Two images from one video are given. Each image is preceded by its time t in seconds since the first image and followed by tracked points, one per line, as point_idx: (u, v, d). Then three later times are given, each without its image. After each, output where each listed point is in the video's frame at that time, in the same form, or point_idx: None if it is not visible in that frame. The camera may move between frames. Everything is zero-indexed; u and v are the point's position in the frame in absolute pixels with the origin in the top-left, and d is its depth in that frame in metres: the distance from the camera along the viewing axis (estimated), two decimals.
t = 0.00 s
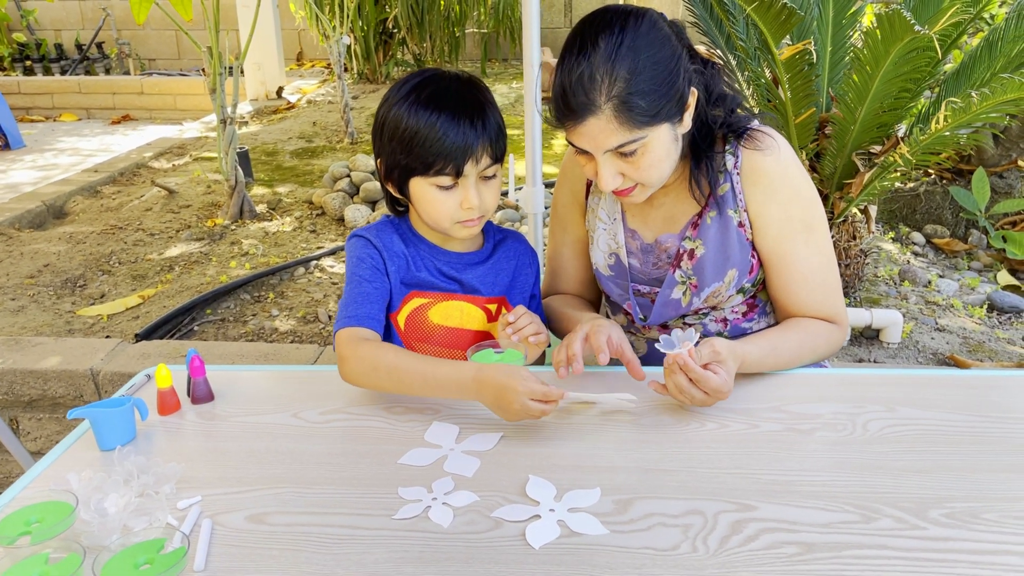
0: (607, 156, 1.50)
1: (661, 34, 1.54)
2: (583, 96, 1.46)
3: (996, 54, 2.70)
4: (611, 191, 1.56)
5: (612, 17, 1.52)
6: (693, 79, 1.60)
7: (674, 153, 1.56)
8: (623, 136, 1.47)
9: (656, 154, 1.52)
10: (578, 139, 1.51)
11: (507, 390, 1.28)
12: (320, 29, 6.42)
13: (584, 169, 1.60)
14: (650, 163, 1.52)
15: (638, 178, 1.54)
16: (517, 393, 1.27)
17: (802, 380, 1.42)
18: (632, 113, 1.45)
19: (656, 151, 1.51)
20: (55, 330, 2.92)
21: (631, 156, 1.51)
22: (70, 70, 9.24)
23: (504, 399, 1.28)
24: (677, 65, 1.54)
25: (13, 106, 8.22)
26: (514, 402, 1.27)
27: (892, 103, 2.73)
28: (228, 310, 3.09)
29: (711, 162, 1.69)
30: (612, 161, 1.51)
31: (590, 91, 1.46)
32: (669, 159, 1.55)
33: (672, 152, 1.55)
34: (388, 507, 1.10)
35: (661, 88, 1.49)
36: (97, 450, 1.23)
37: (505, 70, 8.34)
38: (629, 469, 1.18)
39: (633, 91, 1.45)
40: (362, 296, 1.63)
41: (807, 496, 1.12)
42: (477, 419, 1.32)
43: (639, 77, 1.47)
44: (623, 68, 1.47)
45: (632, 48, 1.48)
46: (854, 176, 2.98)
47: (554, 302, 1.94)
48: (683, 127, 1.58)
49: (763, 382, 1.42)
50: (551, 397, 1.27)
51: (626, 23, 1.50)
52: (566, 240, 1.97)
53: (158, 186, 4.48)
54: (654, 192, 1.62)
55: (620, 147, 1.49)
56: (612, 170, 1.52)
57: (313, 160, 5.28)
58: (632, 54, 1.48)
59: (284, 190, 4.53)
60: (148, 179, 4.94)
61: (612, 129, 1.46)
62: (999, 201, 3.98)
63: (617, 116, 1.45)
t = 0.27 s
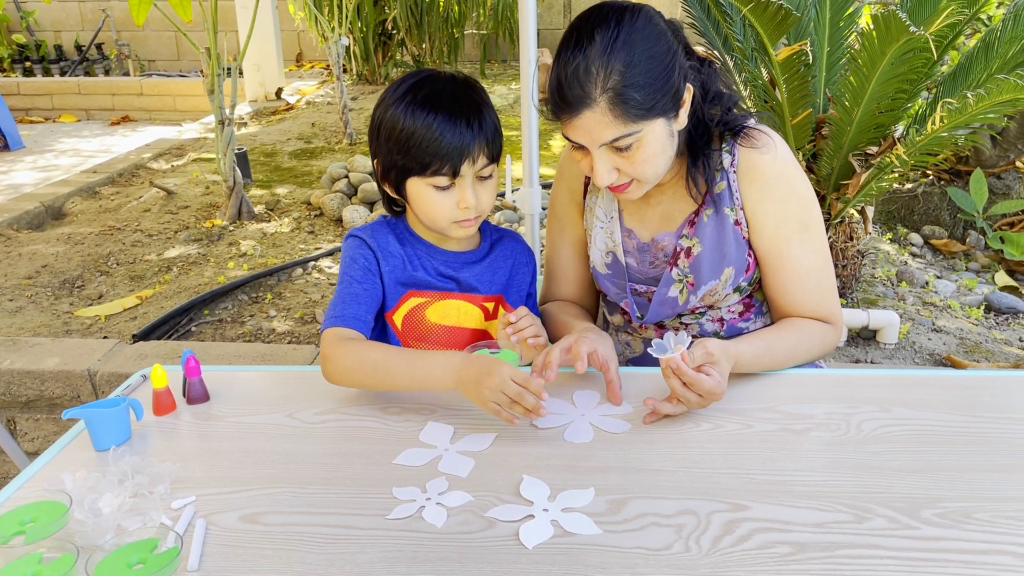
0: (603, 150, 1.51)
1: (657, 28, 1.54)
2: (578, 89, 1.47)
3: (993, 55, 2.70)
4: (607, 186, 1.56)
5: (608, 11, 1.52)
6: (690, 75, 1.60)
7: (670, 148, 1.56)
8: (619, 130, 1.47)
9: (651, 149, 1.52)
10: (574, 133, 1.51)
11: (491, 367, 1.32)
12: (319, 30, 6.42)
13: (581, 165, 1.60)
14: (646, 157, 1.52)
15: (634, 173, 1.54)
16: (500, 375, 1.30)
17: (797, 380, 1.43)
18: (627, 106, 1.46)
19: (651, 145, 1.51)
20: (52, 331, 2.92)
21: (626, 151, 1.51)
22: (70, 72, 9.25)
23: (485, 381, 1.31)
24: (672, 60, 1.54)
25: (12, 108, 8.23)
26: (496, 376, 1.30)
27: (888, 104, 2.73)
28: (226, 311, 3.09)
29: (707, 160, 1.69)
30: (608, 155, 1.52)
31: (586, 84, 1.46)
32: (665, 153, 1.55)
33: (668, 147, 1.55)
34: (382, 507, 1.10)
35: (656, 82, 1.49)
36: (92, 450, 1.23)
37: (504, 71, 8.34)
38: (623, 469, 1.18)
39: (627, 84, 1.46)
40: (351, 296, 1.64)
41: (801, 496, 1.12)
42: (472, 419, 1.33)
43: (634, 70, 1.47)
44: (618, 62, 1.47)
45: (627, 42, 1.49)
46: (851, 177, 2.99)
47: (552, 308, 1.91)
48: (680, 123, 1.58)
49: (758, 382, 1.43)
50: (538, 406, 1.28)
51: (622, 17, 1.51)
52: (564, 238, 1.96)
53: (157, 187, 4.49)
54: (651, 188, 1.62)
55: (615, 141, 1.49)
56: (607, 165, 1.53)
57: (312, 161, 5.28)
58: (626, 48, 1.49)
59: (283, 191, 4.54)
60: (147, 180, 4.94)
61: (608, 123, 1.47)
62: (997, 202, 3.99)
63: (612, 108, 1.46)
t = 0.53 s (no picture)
0: (600, 150, 1.51)
1: (652, 28, 1.54)
2: (574, 90, 1.47)
3: (991, 56, 2.71)
4: (605, 185, 1.57)
5: (606, 11, 1.52)
6: (685, 73, 1.61)
7: (666, 149, 1.56)
8: (615, 130, 1.48)
9: (648, 148, 1.52)
10: (570, 133, 1.52)
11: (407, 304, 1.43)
12: (319, 31, 6.43)
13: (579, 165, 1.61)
14: (642, 157, 1.52)
15: (631, 172, 1.55)
16: (415, 304, 1.41)
17: (794, 380, 1.43)
18: (623, 106, 1.46)
19: (648, 144, 1.52)
20: (51, 332, 2.92)
21: (623, 151, 1.51)
22: (69, 73, 9.25)
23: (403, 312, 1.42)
24: (667, 60, 1.54)
25: (11, 109, 8.23)
26: (411, 307, 1.41)
27: (886, 105, 2.73)
28: (225, 312, 3.09)
29: (703, 158, 1.71)
30: (605, 155, 1.52)
31: (581, 85, 1.47)
32: (662, 152, 1.55)
33: (665, 146, 1.55)
34: (379, 508, 1.10)
35: (653, 82, 1.49)
36: (89, 451, 1.23)
37: (503, 72, 8.35)
38: (619, 469, 1.19)
39: (623, 85, 1.46)
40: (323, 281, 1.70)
41: (797, 496, 1.12)
42: (469, 420, 1.33)
43: (630, 71, 1.47)
44: (614, 62, 1.47)
45: (623, 42, 1.49)
46: (849, 178, 2.99)
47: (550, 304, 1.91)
48: (676, 122, 1.58)
49: (755, 382, 1.43)
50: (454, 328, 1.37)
51: (617, 18, 1.51)
52: (562, 238, 1.97)
53: (156, 188, 4.49)
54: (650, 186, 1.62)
55: (611, 141, 1.49)
56: (605, 165, 1.53)
57: (311, 162, 5.29)
58: (622, 48, 1.49)
59: (282, 192, 4.54)
60: (146, 181, 4.94)
61: (604, 123, 1.47)
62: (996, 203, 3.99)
63: (608, 109, 1.46)
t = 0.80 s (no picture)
0: (594, 147, 1.51)
1: (647, 26, 1.54)
2: (568, 88, 1.47)
3: (989, 56, 2.71)
4: (600, 182, 1.57)
5: (600, 10, 1.53)
6: (680, 71, 1.60)
7: (662, 146, 1.56)
8: (609, 127, 1.48)
9: (642, 145, 1.52)
10: (565, 130, 1.52)
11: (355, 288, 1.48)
12: (318, 31, 6.43)
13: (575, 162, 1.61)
14: (637, 154, 1.52)
15: (626, 169, 1.55)
16: (366, 287, 1.46)
17: (792, 380, 1.43)
18: (617, 104, 1.46)
19: (642, 141, 1.52)
20: (49, 332, 2.92)
21: (617, 148, 1.52)
22: (68, 74, 9.24)
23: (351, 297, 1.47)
24: (661, 57, 1.54)
25: (11, 109, 8.23)
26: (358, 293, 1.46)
27: (884, 105, 2.74)
28: (223, 312, 3.09)
29: (700, 155, 1.70)
30: (600, 152, 1.52)
31: (575, 82, 1.47)
32: (656, 149, 1.55)
33: (659, 143, 1.55)
34: (376, 507, 1.10)
35: (647, 80, 1.49)
36: (86, 451, 1.23)
37: (503, 73, 8.35)
38: (616, 469, 1.19)
39: (617, 82, 1.46)
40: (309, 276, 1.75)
41: (794, 496, 1.12)
42: (466, 420, 1.33)
43: (624, 68, 1.47)
44: (608, 60, 1.47)
45: (617, 39, 1.49)
46: (847, 178, 2.99)
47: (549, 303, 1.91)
48: (671, 119, 1.58)
49: (753, 382, 1.43)
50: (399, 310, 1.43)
51: (611, 16, 1.51)
52: (559, 236, 1.96)
53: (154, 189, 4.49)
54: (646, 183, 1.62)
55: (605, 138, 1.49)
56: (600, 162, 1.53)
57: (310, 162, 5.29)
58: (616, 45, 1.49)
59: (281, 192, 4.54)
60: (144, 181, 4.94)
61: (598, 120, 1.47)
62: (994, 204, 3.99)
63: (602, 107, 1.46)
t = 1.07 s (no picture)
0: (592, 143, 1.51)
1: (645, 22, 1.54)
2: (565, 84, 1.48)
3: (989, 56, 2.71)
4: (598, 179, 1.57)
5: (596, 6, 1.53)
6: (680, 68, 1.60)
7: (660, 141, 1.56)
8: (606, 123, 1.48)
9: (640, 142, 1.52)
10: (564, 127, 1.52)
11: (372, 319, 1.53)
12: (318, 31, 6.43)
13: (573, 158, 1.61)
14: (636, 150, 1.53)
15: (624, 166, 1.55)
16: (378, 323, 1.50)
17: (793, 379, 1.43)
18: (614, 101, 1.46)
19: (639, 138, 1.52)
20: (49, 332, 2.92)
21: (615, 144, 1.52)
22: (68, 74, 9.24)
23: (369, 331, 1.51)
24: (660, 53, 1.54)
25: (10, 109, 8.23)
26: (378, 326, 1.50)
27: (884, 105, 2.74)
28: (223, 312, 3.09)
29: (700, 153, 1.70)
30: (598, 149, 1.52)
31: (573, 79, 1.47)
32: (654, 146, 1.55)
33: (657, 140, 1.55)
34: (378, 506, 1.10)
35: (644, 76, 1.49)
36: (87, 450, 1.23)
37: (503, 73, 8.35)
38: (618, 468, 1.19)
39: (614, 79, 1.46)
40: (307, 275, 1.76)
41: (795, 495, 1.12)
42: (468, 418, 1.32)
43: (621, 65, 1.47)
44: (605, 57, 1.47)
45: (615, 36, 1.49)
46: (847, 178, 2.99)
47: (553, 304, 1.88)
48: (670, 116, 1.57)
49: (754, 382, 1.43)
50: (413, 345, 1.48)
51: (611, 13, 1.51)
52: (564, 229, 1.93)
53: (154, 189, 4.49)
54: (644, 181, 1.62)
55: (603, 135, 1.50)
56: (597, 157, 1.53)
57: (310, 163, 5.28)
58: (614, 42, 1.49)
59: (280, 192, 4.54)
60: (144, 181, 4.94)
61: (595, 117, 1.48)
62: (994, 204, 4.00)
63: (599, 103, 1.46)
